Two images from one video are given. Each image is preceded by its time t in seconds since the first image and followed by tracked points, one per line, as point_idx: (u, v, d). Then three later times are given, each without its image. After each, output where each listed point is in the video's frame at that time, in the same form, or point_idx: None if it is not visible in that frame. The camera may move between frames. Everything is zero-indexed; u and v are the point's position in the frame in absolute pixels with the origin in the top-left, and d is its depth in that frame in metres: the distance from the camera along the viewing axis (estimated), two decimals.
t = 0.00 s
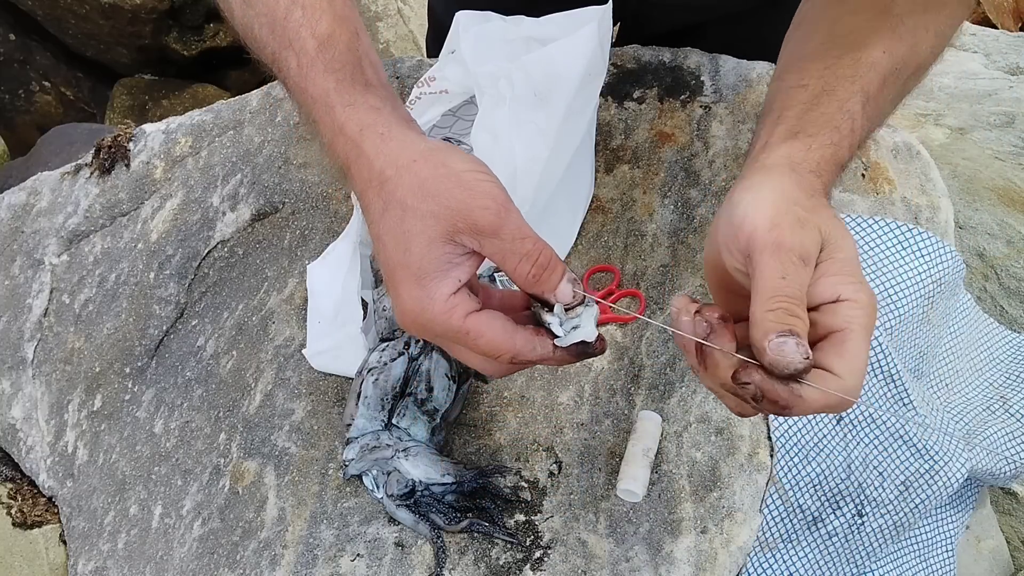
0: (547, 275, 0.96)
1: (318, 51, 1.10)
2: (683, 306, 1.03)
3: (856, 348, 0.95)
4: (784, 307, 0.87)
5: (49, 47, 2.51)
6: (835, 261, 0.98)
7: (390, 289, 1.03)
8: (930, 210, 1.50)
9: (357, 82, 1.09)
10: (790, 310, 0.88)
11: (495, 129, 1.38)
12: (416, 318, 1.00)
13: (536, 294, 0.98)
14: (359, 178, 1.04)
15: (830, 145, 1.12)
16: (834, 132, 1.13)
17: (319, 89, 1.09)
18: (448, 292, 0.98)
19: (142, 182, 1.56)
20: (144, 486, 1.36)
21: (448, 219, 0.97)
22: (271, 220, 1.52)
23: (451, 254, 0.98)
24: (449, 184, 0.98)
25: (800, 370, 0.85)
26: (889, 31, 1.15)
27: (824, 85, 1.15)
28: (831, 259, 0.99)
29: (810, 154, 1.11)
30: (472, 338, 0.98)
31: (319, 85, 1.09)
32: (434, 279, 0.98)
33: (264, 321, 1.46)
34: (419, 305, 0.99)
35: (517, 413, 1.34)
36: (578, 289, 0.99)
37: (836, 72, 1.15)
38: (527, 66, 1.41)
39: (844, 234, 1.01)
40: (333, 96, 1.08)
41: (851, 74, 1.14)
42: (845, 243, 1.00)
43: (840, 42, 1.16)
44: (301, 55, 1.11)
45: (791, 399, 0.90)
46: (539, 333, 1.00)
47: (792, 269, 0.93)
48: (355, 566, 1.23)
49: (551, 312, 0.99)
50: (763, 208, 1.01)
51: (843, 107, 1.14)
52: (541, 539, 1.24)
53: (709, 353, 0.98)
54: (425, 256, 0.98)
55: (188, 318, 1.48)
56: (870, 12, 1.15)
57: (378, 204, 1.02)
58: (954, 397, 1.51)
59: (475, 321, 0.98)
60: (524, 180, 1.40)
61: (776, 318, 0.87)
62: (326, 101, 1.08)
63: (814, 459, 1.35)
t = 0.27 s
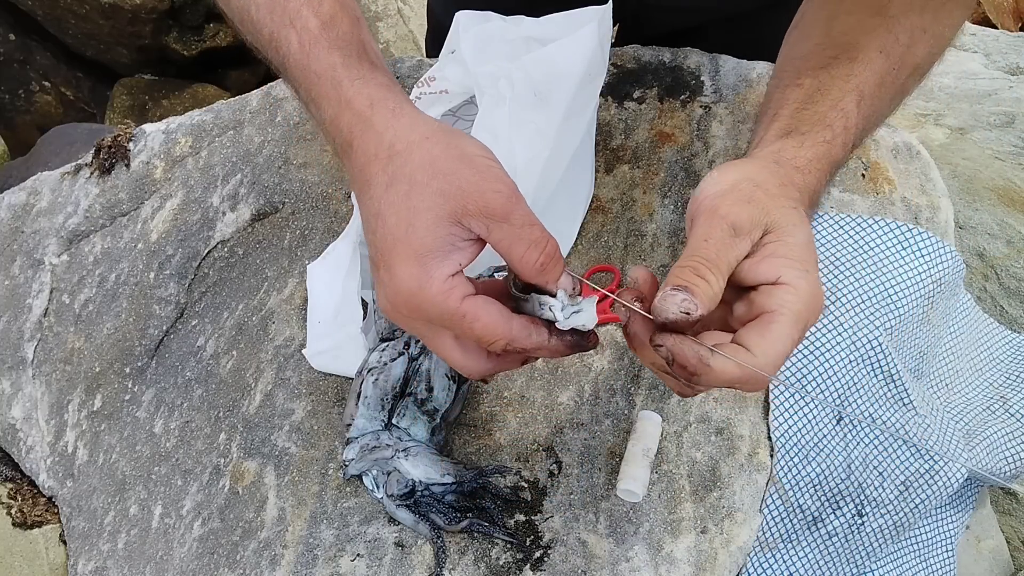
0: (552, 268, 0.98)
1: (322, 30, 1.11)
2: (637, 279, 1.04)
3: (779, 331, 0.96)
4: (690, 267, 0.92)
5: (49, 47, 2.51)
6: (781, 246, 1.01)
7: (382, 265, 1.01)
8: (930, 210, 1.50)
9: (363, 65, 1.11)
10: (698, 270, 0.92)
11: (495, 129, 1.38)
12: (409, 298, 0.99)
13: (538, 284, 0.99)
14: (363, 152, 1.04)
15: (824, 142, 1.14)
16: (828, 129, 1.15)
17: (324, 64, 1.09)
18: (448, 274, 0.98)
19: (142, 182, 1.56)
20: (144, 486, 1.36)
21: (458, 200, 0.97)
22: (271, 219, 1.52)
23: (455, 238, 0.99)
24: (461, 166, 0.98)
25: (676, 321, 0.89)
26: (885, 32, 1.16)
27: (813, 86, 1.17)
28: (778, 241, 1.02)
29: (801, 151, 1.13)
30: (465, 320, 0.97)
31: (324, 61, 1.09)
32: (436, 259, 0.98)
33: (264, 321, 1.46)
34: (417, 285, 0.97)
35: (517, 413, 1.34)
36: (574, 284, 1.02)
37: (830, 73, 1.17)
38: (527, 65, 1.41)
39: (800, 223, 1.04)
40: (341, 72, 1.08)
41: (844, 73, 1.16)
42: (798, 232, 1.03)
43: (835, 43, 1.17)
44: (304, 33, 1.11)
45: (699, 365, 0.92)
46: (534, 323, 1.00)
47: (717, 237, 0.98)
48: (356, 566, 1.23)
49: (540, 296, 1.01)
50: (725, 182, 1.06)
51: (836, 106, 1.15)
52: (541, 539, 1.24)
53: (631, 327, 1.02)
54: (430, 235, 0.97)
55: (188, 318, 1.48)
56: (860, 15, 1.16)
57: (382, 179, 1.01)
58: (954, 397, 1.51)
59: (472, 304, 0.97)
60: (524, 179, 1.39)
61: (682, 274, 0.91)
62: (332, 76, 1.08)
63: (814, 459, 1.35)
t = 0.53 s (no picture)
0: (559, 251, 1.01)
1: (320, 13, 1.10)
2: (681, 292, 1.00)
3: (847, 320, 0.93)
4: (754, 263, 0.90)
5: (49, 47, 2.51)
6: (835, 230, 0.99)
7: (389, 247, 0.97)
8: (930, 210, 1.49)
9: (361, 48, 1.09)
10: (762, 266, 0.90)
11: (494, 129, 1.38)
12: (421, 279, 0.95)
13: (546, 264, 1.02)
14: (367, 129, 1.00)
15: (865, 137, 1.13)
16: (868, 125, 1.14)
17: (324, 44, 1.07)
18: (462, 255, 0.96)
19: (142, 182, 1.56)
20: (144, 486, 1.36)
21: (474, 181, 0.96)
22: (271, 219, 1.52)
23: (468, 219, 0.97)
24: (473, 148, 0.98)
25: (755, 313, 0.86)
26: (913, 30, 1.16)
27: (846, 84, 1.17)
28: (830, 227, 0.99)
29: (843, 147, 1.11)
30: (480, 303, 0.95)
31: (324, 41, 1.07)
32: (450, 239, 0.95)
33: (264, 321, 1.46)
34: (431, 265, 0.94)
35: (517, 413, 1.34)
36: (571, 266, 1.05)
37: (861, 71, 1.17)
38: (527, 66, 1.42)
39: (852, 208, 1.02)
40: (343, 53, 1.07)
41: (877, 71, 1.16)
42: (851, 216, 1.00)
43: (863, 42, 1.18)
44: (302, 14, 1.09)
45: (770, 358, 0.88)
46: (538, 308, 1.01)
47: (775, 231, 0.96)
48: (356, 566, 1.23)
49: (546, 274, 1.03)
50: (770, 179, 1.04)
51: (873, 102, 1.15)
52: (541, 539, 1.24)
53: (683, 333, 0.97)
54: (445, 214, 0.95)
55: (188, 318, 1.48)
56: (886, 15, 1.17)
57: (389, 157, 0.98)
58: (954, 397, 1.52)
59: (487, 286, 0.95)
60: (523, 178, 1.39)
61: (747, 271, 0.89)
62: (332, 56, 1.06)
63: (814, 459, 1.35)
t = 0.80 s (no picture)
0: (564, 245, 1.02)
1: (317, 10, 1.09)
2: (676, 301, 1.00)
3: (835, 328, 0.92)
4: (744, 275, 0.91)
5: (49, 47, 2.51)
6: (822, 240, 0.97)
7: (389, 249, 0.97)
8: (930, 210, 1.49)
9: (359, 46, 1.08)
10: (751, 277, 0.91)
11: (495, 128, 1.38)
12: (422, 281, 0.95)
13: (553, 259, 1.02)
14: (365, 129, 1.00)
15: (857, 145, 1.13)
16: (861, 132, 1.13)
17: (321, 43, 1.06)
18: (462, 257, 0.96)
19: (142, 182, 1.56)
20: (144, 486, 1.36)
21: (474, 183, 0.97)
22: (271, 219, 1.52)
23: (468, 221, 0.97)
24: (473, 148, 0.98)
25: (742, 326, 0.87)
26: (910, 35, 1.16)
27: (842, 90, 1.17)
28: (819, 236, 0.98)
29: (836, 154, 1.11)
30: (481, 304, 0.96)
31: (321, 40, 1.06)
32: (451, 241, 0.95)
33: (264, 321, 1.46)
34: (432, 268, 0.94)
35: (517, 413, 1.34)
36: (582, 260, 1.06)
37: (858, 77, 1.16)
38: (527, 65, 1.41)
39: (841, 218, 1.00)
40: (340, 52, 1.06)
41: (874, 77, 1.15)
42: (838, 225, 0.99)
43: (861, 48, 1.18)
44: (298, 12, 1.08)
45: (758, 369, 0.90)
46: (541, 303, 1.02)
47: (762, 243, 0.96)
48: (356, 566, 1.23)
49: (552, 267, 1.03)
50: (759, 189, 1.04)
51: (867, 109, 1.14)
52: (541, 539, 1.24)
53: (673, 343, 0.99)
54: (445, 216, 0.95)
55: (188, 318, 1.48)
56: (884, 20, 1.17)
57: (388, 159, 0.98)
58: (954, 398, 1.52)
59: (488, 287, 0.96)
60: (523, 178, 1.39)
61: (736, 282, 0.90)
62: (329, 55, 1.05)
63: (814, 459, 1.35)
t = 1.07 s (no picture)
0: (553, 247, 0.98)
1: (298, 20, 1.09)
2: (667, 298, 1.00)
3: (826, 337, 0.92)
4: (739, 279, 0.90)
5: (49, 47, 2.51)
6: (818, 248, 0.98)
7: (376, 265, 1.00)
8: (930, 210, 1.49)
9: (340, 56, 1.08)
10: (747, 281, 0.89)
11: (495, 129, 1.38)
12: (408, 297, 0.98)
13: (545, 265, 0.99)
14: (346, 147, 1.02)
15: (854, 150, 1.13)
16: (858, 138, 1.14)
17: (300, 57, 1.07)
18: (446, 271, 0.97)
19: (142, 182, 1.56)
20: (144, 486, 1.36)
21: (453, 195, 0.96)
22: (271, 219, 1.52)
23: (451, 233, 0.97)
24: (451, 158, 0.97)
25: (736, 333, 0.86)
26: (907, 40, 1.16)
27: (839, 95, 1.17)
28: (816, 243, 0.98)
29: (832, 160, 1.12)
30: (467, 316, 0.98)
31: (301, 53, 1.07)
32: (432, 256, 0.97)
33: (264, 321, 1.46)
34: (415, 284, 0.97)
35: (517, 413, 1.34)
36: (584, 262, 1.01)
37: (855, 82, 1.16)
38: (527, 65, 1.41)
39: (838, 228, 1.01)
40: (319, 65, 1.06)
41: (871, 81, 1.16)
42: (836, 234, 1.00)
43: (858, 53, 1.18)
44: (281, 23, 1.09)
45: (748, 375, 0.90)
46: (533, 312, 1.02)
47: (760, 248, 0.95)
48: (356, 566, 1.23)
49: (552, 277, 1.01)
50: (759, 192, 1.03)
51: (865, 114, 1.15)
52: (541, 539, 1.24)
53: (666, 343, 0.98)
54: (425, 231, 0.96)
55: (188, 318, 1.48)
56: (880, 25, 1.17)
57: (368, 175, 0.99)
58: (955, 398, 1.51)
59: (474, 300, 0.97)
60: (524, 178, 1.39)
61: (730, 286, 0.89)
62: (309, 68, 1.06)
63: (814, 459, 1.36)
